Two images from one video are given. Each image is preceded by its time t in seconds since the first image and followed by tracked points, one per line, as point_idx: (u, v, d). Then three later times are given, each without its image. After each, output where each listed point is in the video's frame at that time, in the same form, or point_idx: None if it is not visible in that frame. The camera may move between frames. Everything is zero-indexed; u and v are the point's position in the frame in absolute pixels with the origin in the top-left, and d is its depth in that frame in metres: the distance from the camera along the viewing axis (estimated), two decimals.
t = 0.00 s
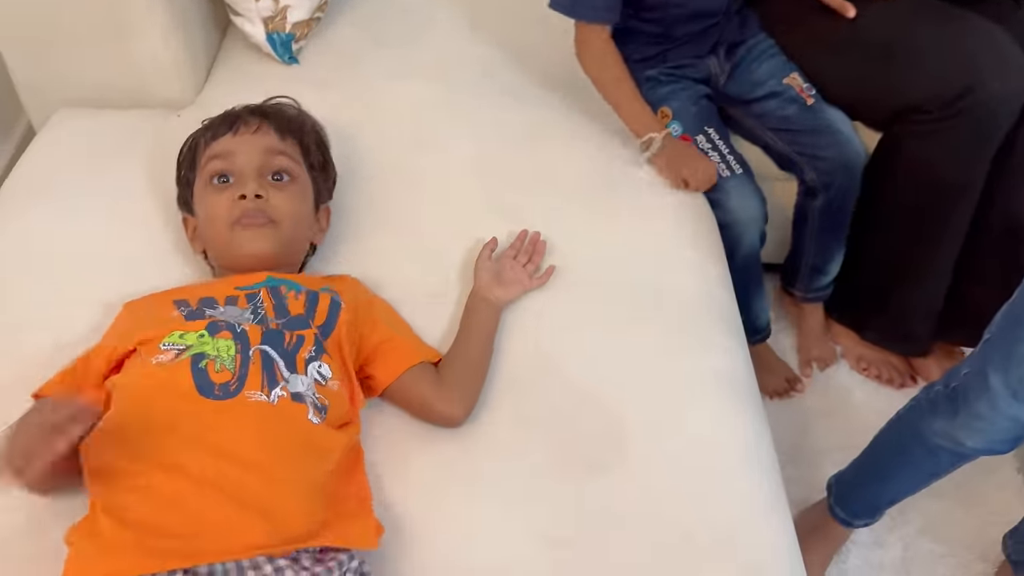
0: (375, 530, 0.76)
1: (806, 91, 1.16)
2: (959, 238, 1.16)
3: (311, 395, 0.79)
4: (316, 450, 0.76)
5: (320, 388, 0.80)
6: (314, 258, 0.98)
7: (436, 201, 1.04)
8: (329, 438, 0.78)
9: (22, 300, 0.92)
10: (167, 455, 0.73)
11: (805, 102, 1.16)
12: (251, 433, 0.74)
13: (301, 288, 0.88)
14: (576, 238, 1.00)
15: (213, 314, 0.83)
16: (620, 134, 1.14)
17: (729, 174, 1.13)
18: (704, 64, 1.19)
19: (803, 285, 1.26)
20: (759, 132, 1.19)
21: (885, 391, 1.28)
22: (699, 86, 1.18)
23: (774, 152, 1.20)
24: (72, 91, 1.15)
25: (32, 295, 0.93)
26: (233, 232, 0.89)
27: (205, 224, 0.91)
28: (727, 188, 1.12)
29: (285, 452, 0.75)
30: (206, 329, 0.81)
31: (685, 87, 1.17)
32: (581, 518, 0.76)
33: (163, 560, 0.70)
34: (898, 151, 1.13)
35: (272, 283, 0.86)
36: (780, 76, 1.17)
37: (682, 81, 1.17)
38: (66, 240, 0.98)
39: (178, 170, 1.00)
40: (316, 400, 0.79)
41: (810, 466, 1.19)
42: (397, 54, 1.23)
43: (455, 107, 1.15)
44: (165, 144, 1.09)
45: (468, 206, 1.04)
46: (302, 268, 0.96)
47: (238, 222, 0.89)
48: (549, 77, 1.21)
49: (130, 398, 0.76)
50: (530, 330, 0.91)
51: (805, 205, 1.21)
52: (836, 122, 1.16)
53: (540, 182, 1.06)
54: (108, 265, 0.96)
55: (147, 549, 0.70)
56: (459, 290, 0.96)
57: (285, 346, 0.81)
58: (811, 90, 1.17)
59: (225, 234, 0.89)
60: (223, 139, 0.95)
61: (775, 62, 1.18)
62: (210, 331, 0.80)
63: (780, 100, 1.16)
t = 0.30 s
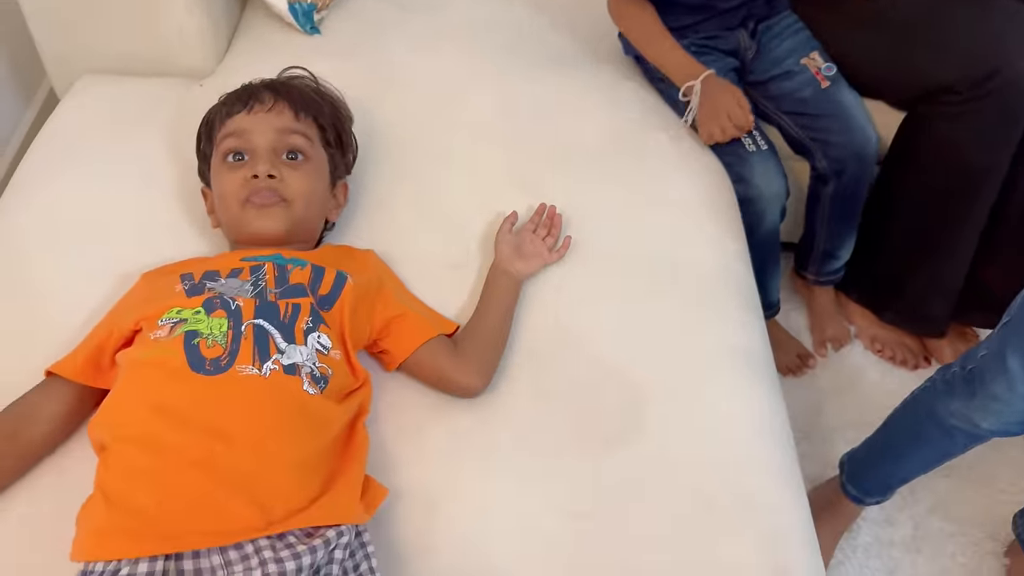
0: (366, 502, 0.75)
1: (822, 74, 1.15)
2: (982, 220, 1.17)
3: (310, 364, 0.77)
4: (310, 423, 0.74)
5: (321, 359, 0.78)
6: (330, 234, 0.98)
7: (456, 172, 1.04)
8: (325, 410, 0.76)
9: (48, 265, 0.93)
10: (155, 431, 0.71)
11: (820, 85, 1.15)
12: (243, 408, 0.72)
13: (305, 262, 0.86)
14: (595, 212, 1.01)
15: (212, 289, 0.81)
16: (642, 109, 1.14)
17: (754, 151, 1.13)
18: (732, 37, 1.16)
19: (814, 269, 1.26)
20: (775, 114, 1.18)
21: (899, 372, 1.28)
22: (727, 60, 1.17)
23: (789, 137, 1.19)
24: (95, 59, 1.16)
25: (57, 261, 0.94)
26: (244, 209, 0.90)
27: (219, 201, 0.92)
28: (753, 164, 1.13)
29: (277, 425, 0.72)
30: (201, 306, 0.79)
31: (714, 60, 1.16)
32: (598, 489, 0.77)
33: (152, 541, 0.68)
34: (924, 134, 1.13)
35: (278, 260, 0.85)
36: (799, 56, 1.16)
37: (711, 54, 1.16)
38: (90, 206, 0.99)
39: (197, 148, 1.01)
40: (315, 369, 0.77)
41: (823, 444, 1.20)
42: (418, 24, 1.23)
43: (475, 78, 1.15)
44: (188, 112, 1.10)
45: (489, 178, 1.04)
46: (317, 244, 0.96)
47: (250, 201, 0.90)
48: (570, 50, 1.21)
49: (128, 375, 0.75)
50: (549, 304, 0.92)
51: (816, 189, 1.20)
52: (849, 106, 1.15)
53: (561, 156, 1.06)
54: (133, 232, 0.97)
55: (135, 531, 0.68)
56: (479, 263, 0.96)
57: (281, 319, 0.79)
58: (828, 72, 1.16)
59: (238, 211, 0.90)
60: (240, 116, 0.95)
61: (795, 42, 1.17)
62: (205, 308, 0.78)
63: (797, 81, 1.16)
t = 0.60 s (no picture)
0: (383, 473, 0.77)
1: (835, 68, 1.16)
2: (999, 208, 1.18)
3: (335, 340, 0.79)
4: (333, 395, 0.76)
5: (345, 336, 0.80)
6: (352, 213, 1.00)
7: (474, 156, 1.06)
8: (347, 384, 0.78)
9: (76, 240, 0.96)
10: (184, 398, 0.74)
11: (832, 79, 1.16)
12: (269, 379, 0.75)
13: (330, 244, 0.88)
14: (610, 196, 1.02)
15: (240, 266, 0.84)
16: (658, 95, 1.15)
17: (772, 137, 1.14)
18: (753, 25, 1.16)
19: (814, 262, 1.30)
20: (787, 106, 1.20)
21: (910, 361, 1.29)
22: (748, 47, 1.17)
23: (798, 129, 1.21)
24: (122, 41, 1.18)
25: (86, 236, 0.96)
26: (273, 183, 0.92)
27: (248, 175, 0.94)
28: (771, 151, 1.14)
29: (302, 397, 0.75)
30: (231, 281, 0.81)
31: (735, 47, 1.16)
32: (606, 465, 0.79)
33: (177, 503, 0.70)
34: (942, 122, 1.13)
35: (303, 239, 0.88)
36: (813, 49, 1.17)
37: (733, 40, 1.16)
38: (117, 184, 1.02)
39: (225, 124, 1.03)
40: (338, 345, 0.79)
41: (831, 430, 1.21)
42: (439, 9, 1.24)
43: (494, 63, 1.16)
44: (213, 94, 1.12)
45: (506, 161, 1.06)
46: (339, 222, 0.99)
47: (279, 175, 0.92)
48: (587, 36, 1.22)
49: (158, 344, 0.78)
50: (564, 284, 0.94)
51: (822, 184, 1.23)
52: (859, 102, 1.16)
53: (577, 141, 1.08)
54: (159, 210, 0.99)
55: (161, 492, 0.71)
56: (495, 245, 0.98)
57: (306, 296, 0.81)
58: (841, 66, 1.17)
59: (267, 185, 0.92)
60: (269, 94, 0.97)
61: (812, 33, 1.17)
62: (234, 283, 0.81)
63: (808, 74, 1.17)
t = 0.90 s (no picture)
0: (401, 452, 0.80)
1: (843, 69, 1.18)
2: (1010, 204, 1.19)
3: (354, 325, 0.82)
4: (354, 377, 0.79)
5: (363, 321, 0.83)
6: (369, 205, 1.03)
7: (489, 152, 1.09)
8: (368, 367, 0.81)
9: (104, 231, 1.00)
10: (212, 375, 0.77)
11: (840, 79, 1.18)
12: (294, 359, 0.78)
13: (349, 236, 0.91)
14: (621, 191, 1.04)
15: (263, 254, 0.87)
16: (670, 94, 1.17)
17: (784, 135, 1.16)
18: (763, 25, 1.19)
19: (834, 263, 1.30)
20: (798, 105, 1.21)
21: (919, 359, 1.30)
22: (759, 46, 1.20)
23: (807, 128, 1.23)
24: (149, 40, 1.22)
25: (113, 226, 1.00)
26: (295, 174, 0.95)
27: (270, 165, 0.97)
28: (783, 149, 1.16)
29: (325, 377, 0.78)
30: (255, 268, 0.84)
31: (746, 47, 1.19)
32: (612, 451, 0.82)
33: (205, 474, 0.73)
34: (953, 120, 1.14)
35: (322, 230, 0.91)
36: (822, 49, 1.19)
37: (744, 40, 1.19)
38: (143, 178, 1.05)
39: (249, 118, 1.07)
40: (357, 329, 0.82)
41: (840, 425, 1.23)
42: (457, 9, 1.27)
43: (509, 63, 1.19)
44: (237, 90, 1.16)
45: (519, 156, 1.08)
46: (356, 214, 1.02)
47: (300, 166, 0.95)
48: (602, 37, 1.24)
49: (186, 325, 0.81)
50: (575, 275, 0.96)
51: (833, 185, 1.24)
52: (867, 102, 1.18)
53: (589, 139, 1.10)
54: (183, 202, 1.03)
55: (189, 463, 0.73)
56: (508, 238, 1.01)
57: (326, 283, 0.84)
58: (850, 66, 1.19)
59: (288, 175, 0.95)
60: (292, 87, 1.00)
61: (821, 34, 1.20)
62: (258, 270, 0.84)
63: (817, 75, 1.19)
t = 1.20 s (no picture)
0: (410, 447, 0.83)
1: (853, 72, 1.19)
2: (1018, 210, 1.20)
3: (365, 325, 0.85)
4: (366, 372, 0.82)
5: (374, 321, 0.86)
6: (384, 210, 1.06)
7: (500, 158, 1.11)
8: (379, 363, 0.84)
9: (129, 234, 1.03)
10: (228, 371, 0.80)
11: (850, 81, 1.18)
12: (307, 355, 0.81)
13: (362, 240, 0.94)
14: (629, 196, 1.07)
15: (279, 256, 0.90)
16: (679, 102, 1.19)
17: (793, 143, 1.17)
18: (770, 37, 1.22)
19: (811, 254, 1.31)
20: (809, 111, 1.22)
21: (928, 362, 1.32)
22: (766, 57, 1.22)
23: (818, 130, 1.23)
24: (172, 51, 1.26)
25: (136, 230, 1.04)
26: (313, 178, 0.98)
27: (289, 168, 1.00)
28: (791, 156, 1.17)
29: (337, 372, 0.81)
30: (271, 270, 0.87)
31: (754, 56, 1.21)
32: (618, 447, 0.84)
33: (220, 464, 0.76)
34: (960, 126, 1.16)
35: (337, 234, 0.94)
36: (830, 54, 1.20)
37: (751, 50, 1.21)
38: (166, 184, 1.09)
39: (271, 123, 1.10)
40: (368, 328, 0.85)
41: (849, 427, 1.24)
42: (470, 19, 1.30)
43: (522, 71, 1.22)
44: (257, 101, 1.19)
45: (530, 163, 1.11)
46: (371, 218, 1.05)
47: (318, 170, 0.98)
48: (612, 46, 1.27)
49: (204, 323, 0.84)
50: (583, 278, 0.99)
51: (834, 179, 1.24)
52: (877, 104, 1.18)
53: (599, 145, 1.13)
54: (204, 207, 1.07)
55: (205, 455, 0.76)
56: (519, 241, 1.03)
57: (338, 284, 0.87)
58: (859, 71, 1.19)
59: (306, 178, 0.98)
60: (313, 95, 1.04)
61: (828, 40, 1.21)
62: (274, 271, 0.87)
63: (827, 78, 1.19)
